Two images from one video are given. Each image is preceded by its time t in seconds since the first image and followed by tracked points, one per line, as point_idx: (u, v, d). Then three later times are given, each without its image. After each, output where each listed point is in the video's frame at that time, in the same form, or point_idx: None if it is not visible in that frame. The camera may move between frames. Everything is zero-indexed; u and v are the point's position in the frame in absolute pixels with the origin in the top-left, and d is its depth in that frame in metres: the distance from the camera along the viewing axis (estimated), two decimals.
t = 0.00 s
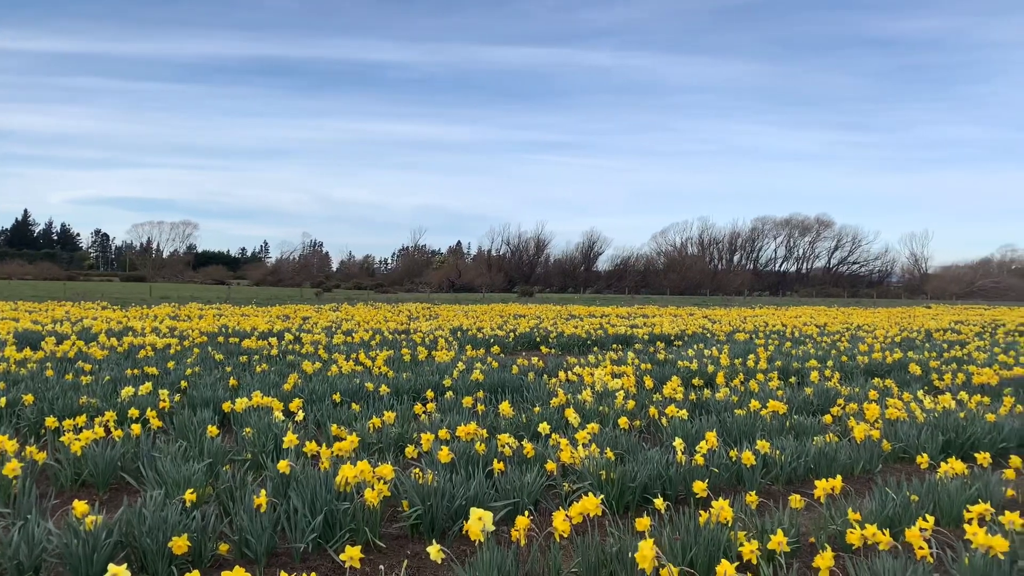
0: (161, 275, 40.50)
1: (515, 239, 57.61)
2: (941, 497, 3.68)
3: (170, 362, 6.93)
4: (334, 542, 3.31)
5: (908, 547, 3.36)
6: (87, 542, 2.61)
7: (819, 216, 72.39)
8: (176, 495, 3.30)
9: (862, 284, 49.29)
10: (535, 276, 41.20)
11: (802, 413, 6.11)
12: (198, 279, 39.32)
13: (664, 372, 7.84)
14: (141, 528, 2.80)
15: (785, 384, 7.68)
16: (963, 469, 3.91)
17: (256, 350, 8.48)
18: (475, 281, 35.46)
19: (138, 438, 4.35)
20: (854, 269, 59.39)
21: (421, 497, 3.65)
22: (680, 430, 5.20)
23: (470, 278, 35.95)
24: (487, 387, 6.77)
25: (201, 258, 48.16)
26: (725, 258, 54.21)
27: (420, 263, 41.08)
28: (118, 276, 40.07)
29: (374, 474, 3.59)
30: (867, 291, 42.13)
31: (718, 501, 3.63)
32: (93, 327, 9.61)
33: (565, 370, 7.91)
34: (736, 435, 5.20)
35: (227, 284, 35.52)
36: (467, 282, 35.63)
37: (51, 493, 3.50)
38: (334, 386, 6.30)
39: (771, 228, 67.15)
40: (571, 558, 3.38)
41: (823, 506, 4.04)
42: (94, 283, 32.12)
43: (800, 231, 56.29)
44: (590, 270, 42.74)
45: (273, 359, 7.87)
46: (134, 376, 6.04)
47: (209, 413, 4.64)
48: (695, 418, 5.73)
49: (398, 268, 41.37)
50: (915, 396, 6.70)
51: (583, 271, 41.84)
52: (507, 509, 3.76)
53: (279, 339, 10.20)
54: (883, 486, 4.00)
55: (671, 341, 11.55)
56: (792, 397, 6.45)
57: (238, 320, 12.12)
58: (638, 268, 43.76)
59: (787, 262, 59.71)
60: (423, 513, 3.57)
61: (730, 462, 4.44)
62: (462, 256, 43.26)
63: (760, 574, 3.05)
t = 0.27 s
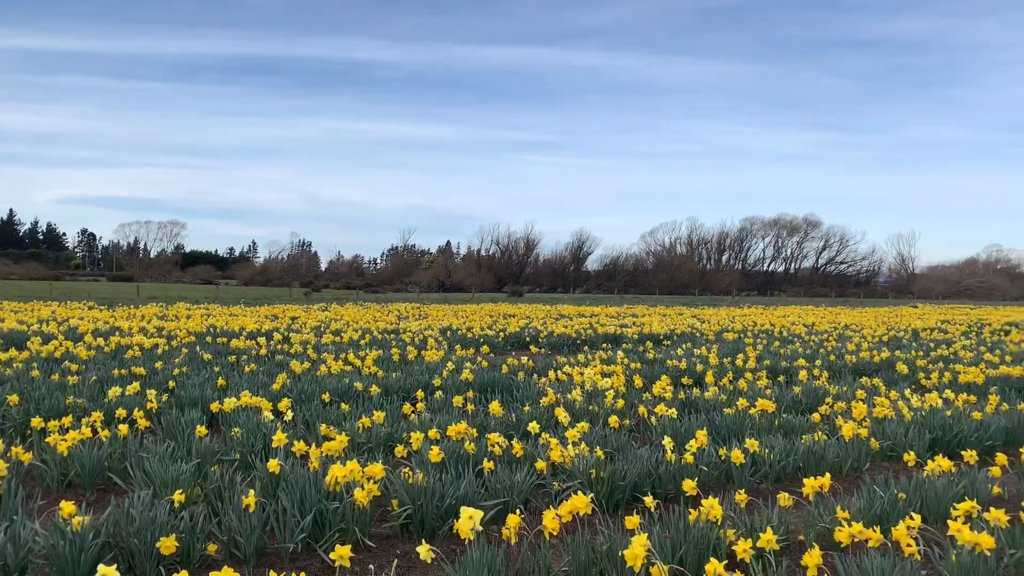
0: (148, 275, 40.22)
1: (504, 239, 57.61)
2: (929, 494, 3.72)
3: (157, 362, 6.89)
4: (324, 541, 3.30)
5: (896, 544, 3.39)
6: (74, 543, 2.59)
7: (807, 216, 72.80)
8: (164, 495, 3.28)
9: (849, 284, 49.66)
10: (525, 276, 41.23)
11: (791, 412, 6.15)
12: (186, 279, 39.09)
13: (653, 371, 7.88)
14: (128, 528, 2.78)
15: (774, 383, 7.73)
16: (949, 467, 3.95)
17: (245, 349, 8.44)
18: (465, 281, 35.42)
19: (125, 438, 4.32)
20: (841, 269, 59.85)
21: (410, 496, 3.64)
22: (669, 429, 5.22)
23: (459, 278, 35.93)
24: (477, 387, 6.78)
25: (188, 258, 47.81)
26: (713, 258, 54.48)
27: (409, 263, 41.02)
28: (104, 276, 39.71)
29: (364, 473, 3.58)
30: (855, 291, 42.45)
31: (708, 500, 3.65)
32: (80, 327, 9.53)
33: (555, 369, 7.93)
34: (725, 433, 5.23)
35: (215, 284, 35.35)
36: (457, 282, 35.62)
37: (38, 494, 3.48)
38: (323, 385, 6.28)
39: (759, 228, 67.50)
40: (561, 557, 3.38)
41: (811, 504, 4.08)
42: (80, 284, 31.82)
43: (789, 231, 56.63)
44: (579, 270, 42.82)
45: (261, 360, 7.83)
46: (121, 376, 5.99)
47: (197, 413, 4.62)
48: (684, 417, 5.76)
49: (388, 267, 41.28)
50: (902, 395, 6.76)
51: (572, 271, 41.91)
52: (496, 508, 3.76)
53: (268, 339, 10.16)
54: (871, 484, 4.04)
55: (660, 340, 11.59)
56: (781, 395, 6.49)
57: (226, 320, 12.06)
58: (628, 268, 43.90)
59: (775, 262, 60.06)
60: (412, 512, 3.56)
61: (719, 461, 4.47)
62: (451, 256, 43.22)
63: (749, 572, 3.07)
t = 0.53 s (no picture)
0: (136, 275, 39.93)
1: (495, 239, 57.59)
2: (917, 493, 3.75)
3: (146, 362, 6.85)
4: (314, 542, 3.29)
5: (885, 542, 3.42)
6: (62, 544, 2.57)
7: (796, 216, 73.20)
8: (153, 496, 3.27)
9: (839, 284, 49.98)
10: (516, 276, 41.24)
11: (780, 411, 6.19)
12: (175, 279, 38.86)
13: (643, 371, 7.90)
14: (117, 529, 2.77)
15: (763, 382, 7.78)
16: (937, 465, 3.99)
17: (235, 350, 8.41)
18: (456, 281, 35.41)
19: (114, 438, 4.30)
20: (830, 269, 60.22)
21: (401, 496, 3.64)
22: (660, 429, 5.24)
23: (450, 278, 35.90)
24: (468, 387, 6.78)
25: (178, 257, 47.51)
26: (703, 258, 54.71)
27: (400, 262, 40.93)
28: (92, 275, 39.43)
29: (354, 473, 3.58)
30: (843, 291, 42.73)
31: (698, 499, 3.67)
32: (68, 327, 9.46)
33: (546, 369, 7.94)
34: (715, 432, 5.26)
35: (205, 284, 35.14)
36: (447, 282, 35.58)
37: (25, 495, 3.45)
38: (314, 385, 6.26)
39: (750, 228, 67.83)
40: (552, 556, 3.39)
41: (801, 503, 4.11)
42: (69, 283, 31.57)
43: (778, 231, 56.97)
44: (570, 270, 42.89)
45: (251, 360, 7.80)
46: (110, 376, 5.96)
47: (187, 413, 4.60)
48: (674, 417, 5.79)
49: (378, 267, 41.17)
50: (891, 394, 6.82)
51: (563, 271, 41.97)
52: (487, 508, 3.76)
53: (257, 339, 10.12)
54: (860, 483, 4.07)
55: (651, 340, 11.63)
56: (770, 395, 6.53)
57: (215, 320, 12.00)
58: (618, 268, 43.99)
59: (765, 262, 60.42)
60: (403, 512, 3.56)
61: (709, 460, 4.49)
62: (442, 256, 43.17)
63: (739, 570, 3.09)
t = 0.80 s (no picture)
0: (127, 274, 39.67)
1: (488, 239, 57.54)
2: (909, 492, 3.77)
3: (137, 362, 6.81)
4: (307, 543, 3.28)
5: (878, 542, 3.44)
6: (53, 546, 2.55)
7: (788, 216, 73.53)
8: (145, 497, 3.24)
9: (830, 283, 50.20)
10: (508, 276, 41.22)
11: (773, 411, 6.21)
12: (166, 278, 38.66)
13: (636, 370, 7.91)
14: (108, 531, 2.74)
15: (756, 382, 7.81)
16: (930, 465, 4.01)
17: (226, 349, 8.37)
18: (448, 281, 35.36)
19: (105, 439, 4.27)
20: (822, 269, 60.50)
21: (395, 497, 3.63)
22: (653, 428, 5.25)
23: (443, 277, 35.85)
24: (461, 387, 6.77)
25: (169, 256, 47.19)
26: (696, 258, 54.85)
27: (393, 262, 40.84)
28: (83, 275, 39.13)
29: (348, 474, 3.56)
30: (835, 290, 42.93)
31: (692, 499, 3.67)
32: (58, 327, 9.40)
33: (539, 369, 7.93)
34: (708, 432, 5.27)
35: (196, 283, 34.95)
36: (440, 282, 35.53)
37: (15, 497, 3.42)
38: (306, 386, 6.24)
39: (742, 228, 68.00)
40: (546, 556, 3.39)
41: (795, 503, 4.12)
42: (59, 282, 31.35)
43: (770, 231, 57.22)
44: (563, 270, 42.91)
45: (243, 360, 7.77)
46: (101, 377, 5.92)
47: (178, 414, 4.57)
48: (667, 416, 5.79)
49: (371, 266, 41.07)
50: (883, 394, 6.85)
51: (556, 270, 41.98)
52: (481, 509, 3.76)
53: (249, 339, 10.08)
54: (853, 483, 4.09)
55: (644, 340, 11.64)
56: (763, 395, 6.55)
57: (207, 320, 11.94)
58: (611, 267, 44.05)
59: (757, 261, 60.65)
60: (397, 513, 3.55)
61: (703, 460, 4.50)
62: (435, 256, 43.11)
63: (734, 570, 3.10)
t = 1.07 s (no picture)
0: (117, 273, 39.41)
1: (481, 238, 57.50)
2: (902, 491, 3.80)
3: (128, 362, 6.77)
4: (300, 543, 3.26)
5: (871, 540, 3.46)
6: (44, 547, 2.53)
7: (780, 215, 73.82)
8: (136, 497, 3.22)
9: (822, 282, 50.43)
10: (501, 275, 41.21)
11: (766, 410, 6.24)
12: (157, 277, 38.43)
13: (629, 369, 7.92)
14: (100, 532, 2.73)
15: (748, 381, 7.84)
16: (922, 463, 4.03)
17: (218, 349, 8.33)
18: (441, 280, 35.31)
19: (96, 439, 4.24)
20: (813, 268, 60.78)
21: (388, 497, 3.61)
22: (646, 427, 5.26)
23: (435, 277, 35.79)
24: (454, 386, 6.76)
25: (160, 255, 46.88)
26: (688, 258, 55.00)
27: (385, 261, 40.75)
28: (73, 274, 38.83)
29: (341, 474, 3.55)
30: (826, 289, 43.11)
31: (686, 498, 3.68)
32: (48, 326, 9.33)
33: (532, 368, 7.93)
34: (701, 431, 5.28)
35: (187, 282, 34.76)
36: (432, 281, 35.48)
37: (5, 497, 3.39)
38: (298, 385, 6.21)
39: (735, 227, 68.15)
40: (540, 556, 3.39)
41: (788, 502, 4.14)
42: (50, 281, 31.07)
43: (763, 230, 57.43)
44: (555, 269, 42.93)
45: (235, 359, 7.73)
46: (91, 377, 5.88)
47: (170, 414, 4.54)
48: (660, 416, 5.80)
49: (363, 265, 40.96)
50: (875, 392, 6.89)
51: (549, 269, 42.00)
52: (475, 509, 3.75)
53: (241, 338, 10.04)
54: (846, 481, 4.11)
55: (636, 339, 11.67)
56: (756, 393, 6.58)
57: (198, 319, 11.88)
58: (604, 267, 44.11)
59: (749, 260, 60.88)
60: (390, 513, 3.54)
61: (696, 459, 4.50)
62: (427, 255, 43.05)
63: (728, 570, 3.11)
